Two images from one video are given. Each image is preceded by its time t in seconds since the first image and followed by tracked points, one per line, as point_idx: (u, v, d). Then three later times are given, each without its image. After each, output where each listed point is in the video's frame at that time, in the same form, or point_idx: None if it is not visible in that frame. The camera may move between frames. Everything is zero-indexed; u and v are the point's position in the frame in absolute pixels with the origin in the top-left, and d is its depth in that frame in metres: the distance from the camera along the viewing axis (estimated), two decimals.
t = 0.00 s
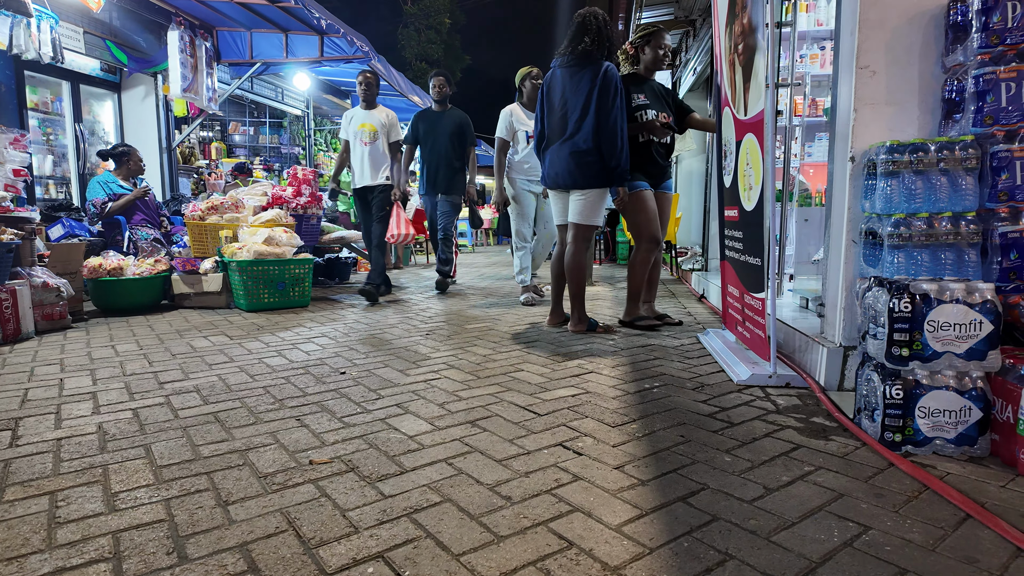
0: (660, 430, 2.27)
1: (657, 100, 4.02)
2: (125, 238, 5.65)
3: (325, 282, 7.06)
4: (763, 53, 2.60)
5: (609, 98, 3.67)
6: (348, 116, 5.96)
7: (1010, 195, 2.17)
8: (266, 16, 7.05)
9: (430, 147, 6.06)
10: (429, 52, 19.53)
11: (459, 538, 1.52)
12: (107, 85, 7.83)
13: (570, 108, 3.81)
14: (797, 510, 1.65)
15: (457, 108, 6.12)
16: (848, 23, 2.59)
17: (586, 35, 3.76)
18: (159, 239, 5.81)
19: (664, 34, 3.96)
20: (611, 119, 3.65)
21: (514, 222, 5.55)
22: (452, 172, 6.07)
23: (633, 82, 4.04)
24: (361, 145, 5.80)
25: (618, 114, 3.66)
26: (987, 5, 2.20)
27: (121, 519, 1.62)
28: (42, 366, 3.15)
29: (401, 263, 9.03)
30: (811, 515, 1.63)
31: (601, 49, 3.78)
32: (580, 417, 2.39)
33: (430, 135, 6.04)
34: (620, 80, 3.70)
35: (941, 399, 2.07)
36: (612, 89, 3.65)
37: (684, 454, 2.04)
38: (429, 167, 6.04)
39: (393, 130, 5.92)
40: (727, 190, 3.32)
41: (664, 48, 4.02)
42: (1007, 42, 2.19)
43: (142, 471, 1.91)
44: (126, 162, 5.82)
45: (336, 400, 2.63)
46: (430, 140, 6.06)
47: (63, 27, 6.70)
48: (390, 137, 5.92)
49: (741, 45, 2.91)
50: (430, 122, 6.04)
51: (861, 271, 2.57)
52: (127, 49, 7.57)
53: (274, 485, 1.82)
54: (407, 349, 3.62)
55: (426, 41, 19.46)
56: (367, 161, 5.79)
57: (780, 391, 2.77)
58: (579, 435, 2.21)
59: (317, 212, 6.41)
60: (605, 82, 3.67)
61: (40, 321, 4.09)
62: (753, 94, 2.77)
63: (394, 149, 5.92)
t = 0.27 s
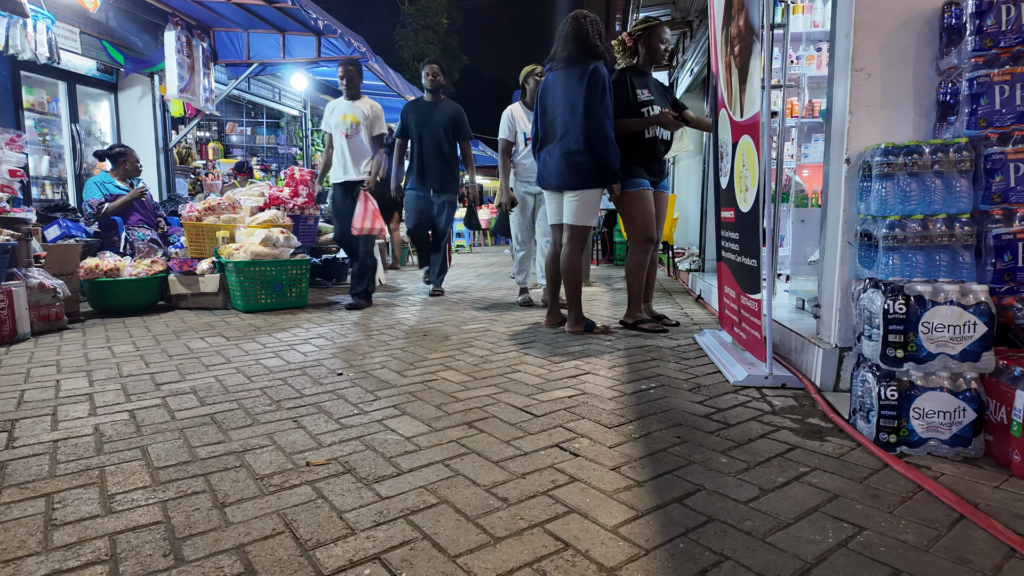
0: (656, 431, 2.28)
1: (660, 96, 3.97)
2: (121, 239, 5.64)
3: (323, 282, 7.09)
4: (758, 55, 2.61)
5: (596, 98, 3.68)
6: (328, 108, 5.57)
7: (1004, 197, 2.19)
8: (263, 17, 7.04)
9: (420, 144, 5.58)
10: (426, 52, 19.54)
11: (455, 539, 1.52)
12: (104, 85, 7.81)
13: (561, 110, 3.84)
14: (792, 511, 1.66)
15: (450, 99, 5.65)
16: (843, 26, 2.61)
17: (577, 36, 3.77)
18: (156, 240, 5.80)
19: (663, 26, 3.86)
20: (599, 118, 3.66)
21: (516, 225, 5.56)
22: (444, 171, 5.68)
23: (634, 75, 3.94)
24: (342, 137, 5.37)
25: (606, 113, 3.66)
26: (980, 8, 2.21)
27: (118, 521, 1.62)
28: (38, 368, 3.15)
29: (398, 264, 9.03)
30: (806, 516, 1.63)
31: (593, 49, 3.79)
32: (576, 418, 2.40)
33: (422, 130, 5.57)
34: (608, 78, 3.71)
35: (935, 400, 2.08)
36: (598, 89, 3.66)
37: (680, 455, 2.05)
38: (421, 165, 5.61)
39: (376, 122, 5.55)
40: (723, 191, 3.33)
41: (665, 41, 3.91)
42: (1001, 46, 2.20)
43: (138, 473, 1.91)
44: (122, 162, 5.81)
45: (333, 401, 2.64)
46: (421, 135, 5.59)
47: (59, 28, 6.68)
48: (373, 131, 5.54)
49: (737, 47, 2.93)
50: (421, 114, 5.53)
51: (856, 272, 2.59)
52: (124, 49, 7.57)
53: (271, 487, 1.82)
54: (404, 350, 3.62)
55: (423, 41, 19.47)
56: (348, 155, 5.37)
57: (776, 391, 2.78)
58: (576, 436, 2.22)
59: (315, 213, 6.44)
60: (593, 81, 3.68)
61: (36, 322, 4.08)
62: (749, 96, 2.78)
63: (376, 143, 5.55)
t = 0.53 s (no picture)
0: (655, 429, 2.28)
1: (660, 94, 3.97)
2: (119, 238, 5.62)
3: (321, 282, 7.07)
4: (757, 53, 2.61)
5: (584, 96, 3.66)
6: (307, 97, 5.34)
7: (1001, 195, 2.20)
8: (261, 16, 7.03)
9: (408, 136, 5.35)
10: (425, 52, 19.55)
11: (454, 537, 1.52)
12: (101, 84, 7.80)
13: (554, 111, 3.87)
14: (791, 508, 1.66)
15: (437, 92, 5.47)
16: (841, 25, 2.61)
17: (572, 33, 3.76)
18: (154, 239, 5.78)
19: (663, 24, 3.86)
20: (585, 116, 3.65)
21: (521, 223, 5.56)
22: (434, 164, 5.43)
23: (635, 72, 3.92)
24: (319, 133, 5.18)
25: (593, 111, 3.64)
26: (978, 7, 2.22)
27: (115, 519, 1.61)
28: (36, 367, 3.14)
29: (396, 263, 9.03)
30: (805, 513, 1.64)
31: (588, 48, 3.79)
32: (575, 417, 2.40)
33: (408, 123, 5.35)
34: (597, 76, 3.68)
35: (933, 398, 2.08)
36: (582, 87, 3.65)
37: (679, 453, 2.05)
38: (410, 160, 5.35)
39: (356, 115, 5.33)
40: (722, 190, 3.33)
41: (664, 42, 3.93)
42: (998, 44, 2.21)
43: (137, 472, 1.91)
44: (120, 161, 5.79)
45: (331, 400, 2.63)
46: (407, 128, 5.37)
47: (57, 27, 6.59)
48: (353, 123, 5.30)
49: (736, 46, 2.93)
50: (408, 106, 5.35)
51: (854, 270, 2.59)
52: (121, 48, 7.49)
53: (269, 485, 1.81)
54: (403, 349, 3.62)
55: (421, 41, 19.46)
56: (326, 150, 5.19)
57: (774, 390, 2.78)
58: (575, 434, 2.22)
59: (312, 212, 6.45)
60: (581, 79, 3.67)
61: (34, 321, 4.07)
62: (748, 94, 2.79)
63: (356, 137, 5.35)
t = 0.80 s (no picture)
0: (653, 430, 2.28)
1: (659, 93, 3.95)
2: (116, 239, 5.61)
3: (319, 282, 7.06)
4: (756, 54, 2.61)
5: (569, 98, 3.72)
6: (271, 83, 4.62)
7: (998, 197, 2.20)
8: (259, 16, 7.02)
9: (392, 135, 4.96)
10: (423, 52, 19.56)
11: (452, 539, 1.52)
12: (98, 84, 7.79)
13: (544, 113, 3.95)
14: (788, 510, 1.67)
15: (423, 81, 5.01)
16: (838, 27, 2.62)
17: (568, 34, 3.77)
18: (151, 240, 5.79)
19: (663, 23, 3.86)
20: (565, 118, 3.71)
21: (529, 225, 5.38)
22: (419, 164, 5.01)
23: (636, 71, 3.92)
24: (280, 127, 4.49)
25: (575, 112, 3.70)
26: (975, 8, 2.22)
27: (112, 522, 1.61)
28: (33, 368, 3.13)
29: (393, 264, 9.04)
30: (802, 515, 1.64)
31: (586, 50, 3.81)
32: (573, 418, 2.40)
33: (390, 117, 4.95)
34: (581, 78, 3.72)
35: (931, 399, 2.08)
36: (563, 88, 3.70)
37: (677, 454, 2.05)
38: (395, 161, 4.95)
39: (321, 104, 4.56)
40: (720, 191, 3.34)
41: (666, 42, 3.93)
42: (996, 46, 2.21)
43: (134, 474, 1.91)
44: (117, 162, 5.77)
45: (329, 402, 2.63)
46: (391, 125, 4.98)
47: (53, 27, 6.54)
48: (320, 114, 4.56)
49: (734, 48, 2.94)
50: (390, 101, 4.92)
51: (851, 272, 2.59)
52: (118, 48, 7.43)
53: (267, 488, 1.81)
54: (401, 350, 3.62)
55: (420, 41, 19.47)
56: (286, 147, 4.49)
57: (772, 390, 2.79)
58: (573, 435, 2.22)
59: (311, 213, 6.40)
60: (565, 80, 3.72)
61: (30, 322, 4.06)
62: (746, 96, 2.79)
63: (322, 131, 4.60)
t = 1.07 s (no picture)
0: (652, 430, 2.29)
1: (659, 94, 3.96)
2: (115, 239, 5.61)
3: (318, 282, 7.07)
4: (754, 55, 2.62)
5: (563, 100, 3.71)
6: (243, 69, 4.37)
7: (995, 198, 2.22)
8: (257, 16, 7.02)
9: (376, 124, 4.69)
10: (422, 52, 19.56)
11: (452, 539, 1.53)
12: (97, 85, 7.79)
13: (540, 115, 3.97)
14: (787, 509, 1.68)
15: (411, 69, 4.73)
16: (836, 29, 2.63)
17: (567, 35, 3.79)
18: (150, 240, 5.80)
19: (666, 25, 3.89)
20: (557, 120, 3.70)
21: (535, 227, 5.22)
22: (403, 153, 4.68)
23: (640, 71, 3.92)
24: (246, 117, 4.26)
25: (567, 115, 3.69)
26: (972, 11, 2.23)
27: (114, 523, 1.62)
28: (33, 369, 3.13)
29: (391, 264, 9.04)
30: (800, 514, 1.65)
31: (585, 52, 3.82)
32: (573, 418, 2.41)
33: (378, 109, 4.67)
34: (574, 80, 3.71)
35: (928, 399, 2.10)
36: (556, 88, 3.70)
37: (676, 454, 2.06)
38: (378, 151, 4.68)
39: (293, 93, 4.27)
40: (719, 192, 3.35)
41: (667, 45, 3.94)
42: (992, 48, 2.22)
43: (135, 474, 1.91)
44: (116, 162, 5.78)
45: (329, 402, 2.64)
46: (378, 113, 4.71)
47: (52, 27, 6.53)
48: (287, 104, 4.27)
49: (733, 49, 2.95)
50: (375, 90, 4.66)
51: (849, 272, 2.60)
52: (118, 48, 7.49)
53: (268, 488, 1.82)
54: (400, 350, 3.63)
55: (418, 41, 19.49)
56: (253, 137, 4.25)
57: (771, 391, 2.80)
58: (573, 435, 2.23)
59: (309, 213, 6.40)
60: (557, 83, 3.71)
61: (29, 322, 4.06)
62: (745, 97, 2.80)
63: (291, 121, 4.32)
